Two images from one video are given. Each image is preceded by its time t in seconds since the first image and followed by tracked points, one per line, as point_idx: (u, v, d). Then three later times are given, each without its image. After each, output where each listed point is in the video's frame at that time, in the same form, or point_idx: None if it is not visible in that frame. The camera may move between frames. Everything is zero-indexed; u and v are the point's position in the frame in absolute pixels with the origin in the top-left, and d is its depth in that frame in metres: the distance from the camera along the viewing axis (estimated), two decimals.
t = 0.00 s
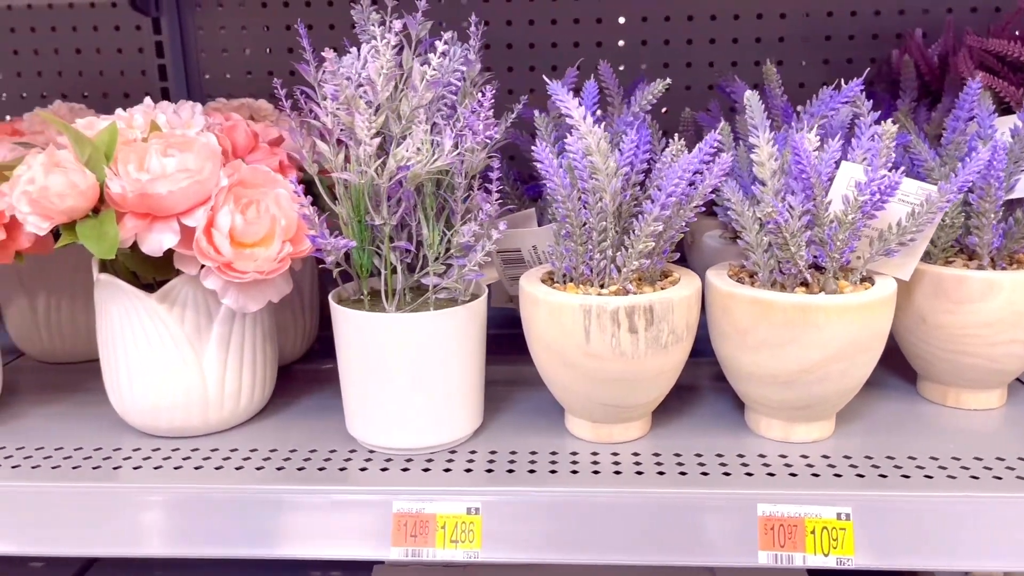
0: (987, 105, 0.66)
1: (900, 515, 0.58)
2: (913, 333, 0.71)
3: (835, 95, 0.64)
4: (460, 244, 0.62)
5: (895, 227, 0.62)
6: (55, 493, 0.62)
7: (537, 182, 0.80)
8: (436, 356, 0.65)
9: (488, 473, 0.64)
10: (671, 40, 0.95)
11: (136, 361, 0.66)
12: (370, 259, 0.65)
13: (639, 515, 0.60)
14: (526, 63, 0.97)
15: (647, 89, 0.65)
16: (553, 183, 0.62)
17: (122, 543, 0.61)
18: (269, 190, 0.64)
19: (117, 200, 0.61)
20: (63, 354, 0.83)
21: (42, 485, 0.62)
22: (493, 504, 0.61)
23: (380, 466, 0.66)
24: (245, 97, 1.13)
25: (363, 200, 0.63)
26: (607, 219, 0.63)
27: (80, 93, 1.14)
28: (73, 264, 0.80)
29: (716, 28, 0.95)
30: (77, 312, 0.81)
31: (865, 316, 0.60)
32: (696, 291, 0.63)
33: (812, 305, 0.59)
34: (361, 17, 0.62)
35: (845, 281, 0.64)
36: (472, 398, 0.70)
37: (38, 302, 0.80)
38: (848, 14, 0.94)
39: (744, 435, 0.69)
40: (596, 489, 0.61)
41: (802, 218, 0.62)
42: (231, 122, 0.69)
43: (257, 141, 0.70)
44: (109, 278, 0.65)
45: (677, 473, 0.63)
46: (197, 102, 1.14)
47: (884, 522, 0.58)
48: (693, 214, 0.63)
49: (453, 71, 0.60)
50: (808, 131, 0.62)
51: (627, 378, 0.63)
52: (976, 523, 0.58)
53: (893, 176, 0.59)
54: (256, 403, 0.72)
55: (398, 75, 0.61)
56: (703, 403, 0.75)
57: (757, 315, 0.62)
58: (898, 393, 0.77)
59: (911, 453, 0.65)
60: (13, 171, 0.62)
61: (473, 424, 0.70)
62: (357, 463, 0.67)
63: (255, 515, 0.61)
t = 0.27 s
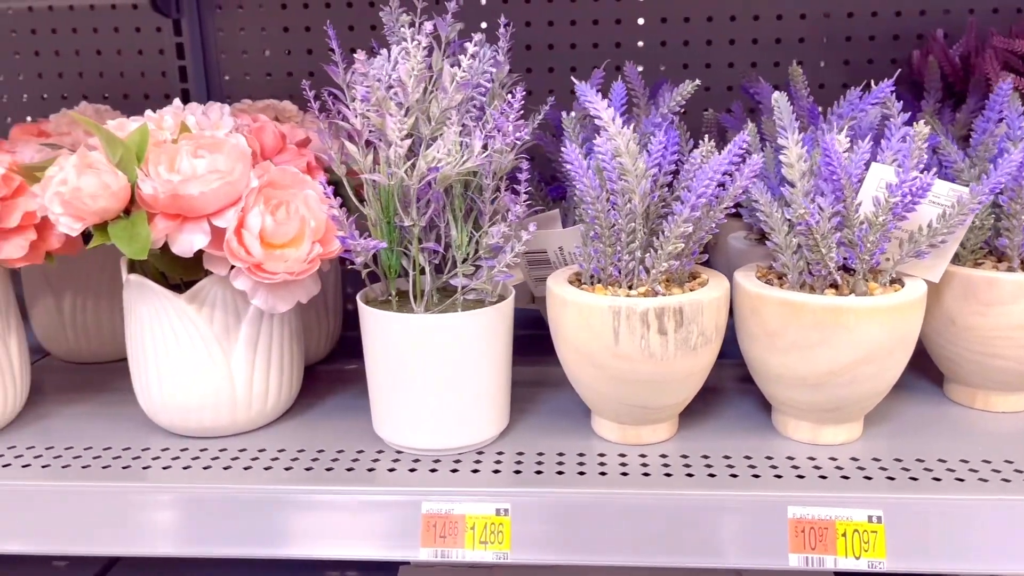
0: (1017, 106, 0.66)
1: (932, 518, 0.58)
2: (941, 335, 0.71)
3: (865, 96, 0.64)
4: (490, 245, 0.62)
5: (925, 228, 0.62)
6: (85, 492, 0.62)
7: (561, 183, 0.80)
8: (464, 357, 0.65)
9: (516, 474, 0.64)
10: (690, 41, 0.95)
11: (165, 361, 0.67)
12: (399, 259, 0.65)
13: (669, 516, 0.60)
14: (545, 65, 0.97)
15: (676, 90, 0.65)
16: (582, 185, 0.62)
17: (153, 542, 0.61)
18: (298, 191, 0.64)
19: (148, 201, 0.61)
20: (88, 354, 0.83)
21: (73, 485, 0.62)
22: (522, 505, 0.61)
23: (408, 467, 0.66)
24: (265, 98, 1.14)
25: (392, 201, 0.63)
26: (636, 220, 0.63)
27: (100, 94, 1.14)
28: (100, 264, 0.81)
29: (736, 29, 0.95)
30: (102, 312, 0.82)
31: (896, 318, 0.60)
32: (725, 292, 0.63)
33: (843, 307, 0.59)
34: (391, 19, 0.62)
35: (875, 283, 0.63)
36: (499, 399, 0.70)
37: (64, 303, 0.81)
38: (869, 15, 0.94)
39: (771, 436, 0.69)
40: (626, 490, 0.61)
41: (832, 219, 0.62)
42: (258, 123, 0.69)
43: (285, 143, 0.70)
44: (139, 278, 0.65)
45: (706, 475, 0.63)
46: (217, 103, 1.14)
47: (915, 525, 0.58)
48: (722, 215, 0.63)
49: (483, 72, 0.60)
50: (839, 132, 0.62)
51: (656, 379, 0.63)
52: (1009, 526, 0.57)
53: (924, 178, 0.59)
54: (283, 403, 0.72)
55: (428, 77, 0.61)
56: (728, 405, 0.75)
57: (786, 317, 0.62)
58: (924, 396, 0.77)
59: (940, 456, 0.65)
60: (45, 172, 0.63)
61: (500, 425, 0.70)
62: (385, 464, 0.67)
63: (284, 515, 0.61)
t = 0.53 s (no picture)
0: None
1: (969, 520, 0.58)
2: (974, 337, 0.70)
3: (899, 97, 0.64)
4: (523, 246, 0.62)
5: (960, 229, 0.61)
6: (121, 491, 0.63)
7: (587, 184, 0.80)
8: (496, 358, 0.65)
9: (549, 475, 0.64)
10: (712, 42, 0.95)
11: (198, 361, 0.67)
12: (431, 260, 0.65)
13: (703, 517, 0.59)
14: (567, 65, 0.97)
15: (709, 91, 0.65)
16: (616, 186, 0.62)
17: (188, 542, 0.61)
18: (331, 192, 0.64)
19: (184, 202, 0.61)
20: (117, 354, 0.83)
21: (109, 484, 0.63)
22: (556, 506, 0.61)
23: (439, 467, 0.66)
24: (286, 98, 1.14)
25: (425, 202, 0.63)
26: (670, 221, 0.62)
27: (123, 96, 1.15)
28: (130, 265, 0.81)
29: (757, 29, 0.94)
30: (132, 313, 0.82)
31: (931, 320, 0.60)
32: (758, 294, 0.63)
33: (878, 308, 0.59)
34: (425, 20, 0.62)
35: (909, 284, 0.63)
36: (529, 400, 0.70)
37: (94, 302, 0.81)
38: (892, 15, 0.93)
39: (802, 438, 0.68)
40: (659, 491, 0.61)
41: (866, 220, 0.62)
42: (290, 124, 0.69)
43: (316, 144, 0.70)
44: (173, 279, 0.65)
45: (739, 477, 0.63)
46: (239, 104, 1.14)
47: (952, 527, 0.58)
48: (756, 216, 0.62)
49: (516, 73, 0.60)
50: (874, 133, 0.62)
51: (689, 381, 0.63)
52: None
53: (961, 179, 0.59)
54: (313, 403, 0.72)
55: (462, 78, 0.61)
56: (757, 406, 0.74)
57: (821, 318, 0.61)
58: (954, 398, 0.76)
59: (974, 458, 0.65)
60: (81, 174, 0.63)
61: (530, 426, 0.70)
62: (417, 464, 0.67)
63: (317, 515, 0.61)
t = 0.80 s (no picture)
0: None
1: (1005, 522, 0.57)
2: (1006, 338, 0.70)
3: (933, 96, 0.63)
4: (555, 245, 0.62)
5: (995, 229, 0.61)
6: (155, 490, 0.63)
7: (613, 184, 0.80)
8: (526, 358, 0.65)
9: (580, 475, 0.64)
10: (733, 41, 0.95)
11: (229, 360, 0.67)
12: (462, 260, 0.66)
13: (737, 518, 0.59)
14: (587, 65, 0.97)
15: (741, 91, 0.64)
16: (649, 185, 0.62)
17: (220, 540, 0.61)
18: (363, 192, 0.65)
19: (217, 201, 0.62)
20: (143, 354, 0.84)
21: (142, 482, 0.63)
22: (589, 506, 0.61)
23: (470, 467, 0.66)
24: (309, 99, 1.13)
25: (457, 201, 0.63)
26: (701, 221, 0.62)
27: (145, 96, 1.15)
28: (160, 266, 0.82)
29: (780, 29, 0.94)
30: (159, 313, 0.83)
31: (966, 320, 0.59)
32: (790, 294, 0.63)
33: (913, 309, 0.59)
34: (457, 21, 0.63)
35: (943, 285, 0.63)
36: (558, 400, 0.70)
37: (122, 302, 0.81)
38: (915, 14, 0.92)
39: (833, 439, 0.68)
40: (692, 492, 0.60)
41: (900, 220, 0.61)
42: (320, 124, 0.69)
43: (346, 144, 0.70)
44: (205, 279, 0.66)
45: (772, 478, 0.62)
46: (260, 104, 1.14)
47: (988, 529, 0.57)
48: (789, 216, 0.62)
49: (549, 73, 0.60)
50: (908, 133, 0.62)
51: (721, 381, 0.62)
52: None
53: (997, 179, 0.59)
54: (342, 402, 0.72)
55: (495, 78, 0.61)
56: (786, 407, 0.74)
57: (854, 318, 0.61)
58: (984, 400, 0.76)
59: (1008, 459, 0.64)
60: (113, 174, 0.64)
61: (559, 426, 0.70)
62: (447, 463, 0.67)
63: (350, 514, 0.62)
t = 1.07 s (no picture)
0: None
1: None
2: None
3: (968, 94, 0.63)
4: (589, 243, 0.62)
5: None
6: (190, 486, 0.63)
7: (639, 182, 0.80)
8: (559, 355, 0.66)
9: (613, 473, 0.64)
10: (756, 40, 0.94)
11: (262, 357, 0.67)
12: (495, 258, 0.66)
13: (771, 516, 0.59)
14: (609, 64, 0.97)
15: (775, 88, 0.64)
16: (683, 183, 0.62)
17: (255, 536, 0.62)
18: (396, 190, 0.65)
19: (253, 199, 0.62)
20: (172, 351, 0.84)
21: (177, 478, 0.63)
22: (623, 504, 0.61)
23: (502, 464, 0.66)
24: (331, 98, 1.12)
25: (490, 199, 0.63)
26: (735, 218, 0.62)
27: (169, 95, 1.15)
28: (190, 265, 0.82)
29: (802, 27, 0.94)
30: (188, 312, 0.83)
31: (1003, 319, 0.59)
32: (824, 292, 0.63)
33: (949, 307, 0.59)
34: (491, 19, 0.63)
35: (979, 283, 0.62)
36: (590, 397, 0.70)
37: (151, 300, 0.81)
38: (940, 12, 0.92)
39: (866, 438, 0.68)
40: (726, 490, 0.60)
41: (936, 218, 0.61)
42: (352, 123, 0.70)
43: (377, 142, 0.71)
44: (238, 276, 0.66)
45: (806, 476, 0.62)
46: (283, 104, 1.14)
47: None
48: (823, 214, 0.62)
49: (583, 71, 0.60)
50: (944, 131, 0.61)
51: (755, 379, 0.62)
52: None
53: None
54: (372, 400, 0.72)
55: (530, 76, 0.61)
56: (815, 406, 0.74)
57: (889, 317, 0.61)
58: (1015, 399, 0.76)
59: None
60: (148, 173, 0.64)
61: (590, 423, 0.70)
62: (480, 461, 0.67)
63: (384, 511, 0.62)
